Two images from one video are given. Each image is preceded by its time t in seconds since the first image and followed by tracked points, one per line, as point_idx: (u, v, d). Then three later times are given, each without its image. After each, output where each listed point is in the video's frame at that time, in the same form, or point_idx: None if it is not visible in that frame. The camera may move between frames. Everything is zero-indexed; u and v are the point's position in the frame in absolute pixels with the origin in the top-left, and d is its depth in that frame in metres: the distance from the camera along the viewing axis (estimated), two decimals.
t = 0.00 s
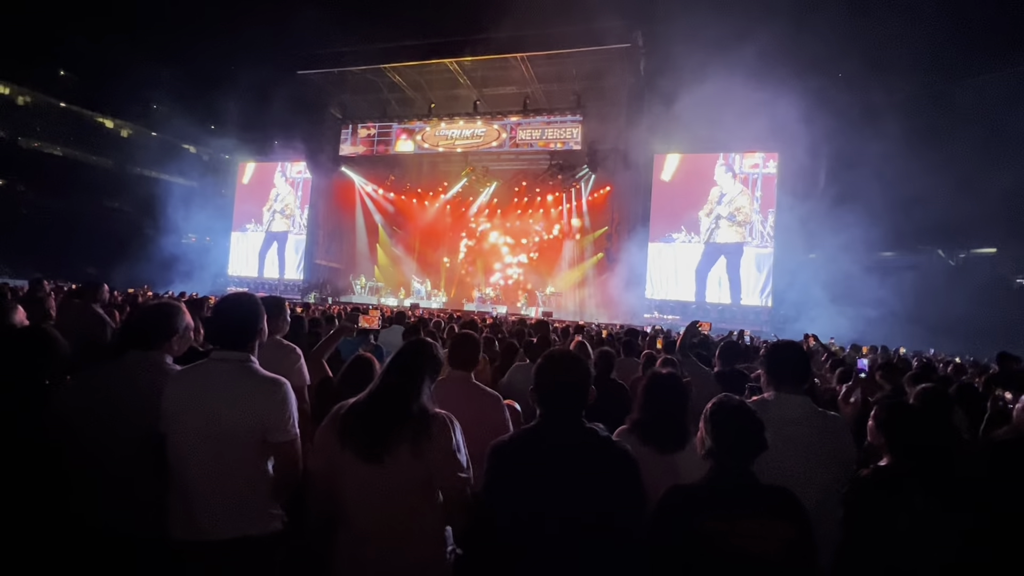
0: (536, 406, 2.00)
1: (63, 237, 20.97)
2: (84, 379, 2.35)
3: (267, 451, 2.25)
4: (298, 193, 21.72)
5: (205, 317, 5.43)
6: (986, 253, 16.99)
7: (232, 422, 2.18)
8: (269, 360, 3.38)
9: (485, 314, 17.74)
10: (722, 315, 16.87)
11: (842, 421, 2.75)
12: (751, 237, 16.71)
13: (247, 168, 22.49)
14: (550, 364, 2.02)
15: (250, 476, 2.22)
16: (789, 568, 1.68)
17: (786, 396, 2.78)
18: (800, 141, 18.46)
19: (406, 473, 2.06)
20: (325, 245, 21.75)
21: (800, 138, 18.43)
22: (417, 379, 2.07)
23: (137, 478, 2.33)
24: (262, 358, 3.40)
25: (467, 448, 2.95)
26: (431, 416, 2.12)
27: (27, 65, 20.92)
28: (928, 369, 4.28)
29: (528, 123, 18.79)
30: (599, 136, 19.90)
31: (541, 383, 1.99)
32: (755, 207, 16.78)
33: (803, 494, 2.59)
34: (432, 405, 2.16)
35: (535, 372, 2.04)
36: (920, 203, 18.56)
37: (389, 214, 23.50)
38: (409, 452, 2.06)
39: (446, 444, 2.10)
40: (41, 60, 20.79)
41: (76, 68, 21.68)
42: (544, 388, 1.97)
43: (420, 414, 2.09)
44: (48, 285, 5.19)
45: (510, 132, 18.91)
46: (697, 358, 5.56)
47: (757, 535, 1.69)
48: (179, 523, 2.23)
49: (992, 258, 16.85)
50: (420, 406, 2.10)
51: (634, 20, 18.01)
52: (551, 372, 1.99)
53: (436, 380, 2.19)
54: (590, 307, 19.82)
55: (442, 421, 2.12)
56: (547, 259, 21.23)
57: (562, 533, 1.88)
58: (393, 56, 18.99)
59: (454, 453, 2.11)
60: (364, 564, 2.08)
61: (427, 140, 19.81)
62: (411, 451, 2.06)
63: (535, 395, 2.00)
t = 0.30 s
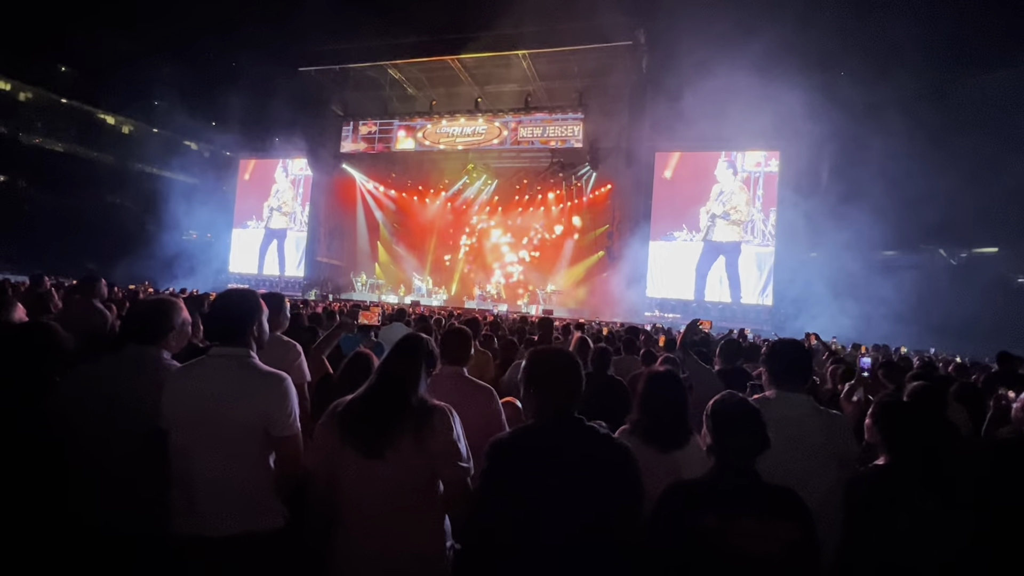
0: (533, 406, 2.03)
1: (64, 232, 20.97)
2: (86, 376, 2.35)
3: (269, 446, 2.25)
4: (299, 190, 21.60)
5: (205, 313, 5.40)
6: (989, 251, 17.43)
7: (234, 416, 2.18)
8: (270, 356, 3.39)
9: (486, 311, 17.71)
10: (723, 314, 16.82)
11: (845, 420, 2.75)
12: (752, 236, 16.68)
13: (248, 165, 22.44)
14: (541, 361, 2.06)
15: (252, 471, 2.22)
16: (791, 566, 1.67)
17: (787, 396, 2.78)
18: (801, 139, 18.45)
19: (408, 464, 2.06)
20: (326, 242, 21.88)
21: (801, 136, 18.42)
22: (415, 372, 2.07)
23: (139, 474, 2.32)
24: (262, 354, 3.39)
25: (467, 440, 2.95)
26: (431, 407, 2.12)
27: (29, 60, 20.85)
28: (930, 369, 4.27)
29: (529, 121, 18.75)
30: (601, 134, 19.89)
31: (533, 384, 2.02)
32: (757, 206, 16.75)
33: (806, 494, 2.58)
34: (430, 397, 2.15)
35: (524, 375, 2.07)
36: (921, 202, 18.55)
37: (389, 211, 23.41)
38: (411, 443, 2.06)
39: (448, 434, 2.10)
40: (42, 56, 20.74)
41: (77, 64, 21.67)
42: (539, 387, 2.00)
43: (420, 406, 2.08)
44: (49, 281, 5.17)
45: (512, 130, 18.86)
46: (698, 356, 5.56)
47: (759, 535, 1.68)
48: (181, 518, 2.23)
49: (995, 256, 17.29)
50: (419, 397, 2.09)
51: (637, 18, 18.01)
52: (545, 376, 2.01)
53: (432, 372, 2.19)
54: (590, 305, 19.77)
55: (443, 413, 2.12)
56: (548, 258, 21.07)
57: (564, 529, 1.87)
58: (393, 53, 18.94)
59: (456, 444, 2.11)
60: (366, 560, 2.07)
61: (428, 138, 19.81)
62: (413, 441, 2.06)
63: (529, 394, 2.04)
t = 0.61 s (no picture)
0: (519, 403, 2.04)
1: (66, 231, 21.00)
2: (87, 375, 2.36)
3: (272, 444, 2.25)
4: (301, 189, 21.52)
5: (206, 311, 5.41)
6: (991, 252, 17.09)
7: (238, 414, 2.19)
8: (271, 353, 3.40)
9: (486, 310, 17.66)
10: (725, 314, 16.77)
11: (844, 420, 2.76)
12: (753, 234, 16.66)
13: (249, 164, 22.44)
14: (527, 361, 2.06)
15: (255, 469, 2.23)
16: (793, 566, 1.67)
17: (789, 396, 2.77)
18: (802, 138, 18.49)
19: (409, 463, 2.06)
20: (327, 240, 22.31)
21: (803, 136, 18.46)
22: (417, 371, 2.08)
23: (144, 472, 2.33)
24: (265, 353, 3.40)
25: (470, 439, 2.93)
26: (432, 407, 2.13)
27: (31, 58, 20.83)
28: (931, 368, 4.26)
29: (531, 120, 18.76)
30: (602, 133, 19.91)
31: (519, 383, 2.03)
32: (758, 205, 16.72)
33: (809, 494, 2.58)
34: (432, 396, 2.16)
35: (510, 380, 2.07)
36: (923, 201, 18.55)
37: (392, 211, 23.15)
38: (413, 441, 2.06)
39: (448, 433, 2.12)
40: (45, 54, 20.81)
41: (80, 63, 21.74)
42: (523, 382, 2.02)
43: (422, 405, 2.09)
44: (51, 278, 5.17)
45: (513, 129, 18.86)
46: (700, 356, 5.58)
47: (760, 532, 1.68)
48: (184, 517, 2.24)
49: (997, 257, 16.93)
50: (421, 396, 2.10)
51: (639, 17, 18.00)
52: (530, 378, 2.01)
53: (433, 371, 2.20)
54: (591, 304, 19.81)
55: (443, 413, 2.13)
56: (550, 256, 20.73)
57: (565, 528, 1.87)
58: (395, 52, 18.96)
59: (455, 442, 2.13)
60: (365, 558, 2.07)
61: (430, 136, 19.83)
62: (414, 439, 2.06)
63: (515, 393, 2.05)
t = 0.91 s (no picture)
0: (504, 404, 2.05)
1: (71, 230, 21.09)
2: (90, 376, 2.36)
3: (274, 444, 2.25)
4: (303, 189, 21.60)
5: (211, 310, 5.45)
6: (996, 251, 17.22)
7: (241, 413, 2.19)
8: (275, 354, 3.42)
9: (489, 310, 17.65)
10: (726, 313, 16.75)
11: (847, 420, 2.76)
12: (756, 234, 16.66)
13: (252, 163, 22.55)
14: (502, 358, 2.09)
15: (256, 468, 2.22)
16: (797, 565, 1.67)
17: (791, 396, 2.77)
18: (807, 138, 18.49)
19: (408, 464, 2.06)
20: (330, 240, 22.34)
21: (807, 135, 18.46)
22: (418, 373, 2.08)
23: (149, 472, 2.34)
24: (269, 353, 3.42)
25: (466, 439, 3.02)
26: (433, 408, 2.13)
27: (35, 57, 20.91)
28: (934, 368, 4.28)
29: (533, 119, 18.85)
30: (606, 133, 19.92)
31: (497, 381, 2.05)
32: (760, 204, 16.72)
33: (811, 494, 2.57)
34: (434, 398, 2.16)
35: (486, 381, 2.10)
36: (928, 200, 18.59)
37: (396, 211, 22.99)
38: (412, 441, 2.06)
39: (447, 434, 2.11)
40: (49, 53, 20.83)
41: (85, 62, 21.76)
42: (499, 378, 2.05)
43: (423, 407, 2.09)
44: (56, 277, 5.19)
45: (516, 128, 18.94)
46: (702, 355, 5.61)
47: (763, 532, 1.68)
48: (187, 516, 2.24)
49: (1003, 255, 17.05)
50: (423, 397, 2.11)
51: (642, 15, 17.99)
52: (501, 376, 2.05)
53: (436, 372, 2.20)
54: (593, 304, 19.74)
55: (443, 415, 2.13)
56: (552, 255, 20.73)
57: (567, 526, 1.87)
58: (397, 51, 18.98)
59: (453, 444, 2.12)
60: (365, 557, 2.07)
61: (433, 135, 19.84)
62: (414, 440, 2.06)
63: (497, 396, 2.06)
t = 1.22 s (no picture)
0: (500, 402, 2.09)
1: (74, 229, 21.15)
2: (90, 375, 2.36)
3: (277, 443, 2.26)
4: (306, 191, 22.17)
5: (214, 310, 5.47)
6: (999, 250, 16.60)
7: (243, 412, 2.20)
8: (278, 354, 3.42)
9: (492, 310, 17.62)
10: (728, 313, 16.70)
11: (849, 420, 2.77)
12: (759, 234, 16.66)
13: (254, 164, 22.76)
14: (498, 358, 2.12)
15: (259, 468, 2.23)
16: (802, 566, 1.68)
17: (795, 395, 2.77)
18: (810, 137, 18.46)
19: (403, 467, 2.06)
20: (331, 239, 22.24)
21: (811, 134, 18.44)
22: (419, 374, 2.08)
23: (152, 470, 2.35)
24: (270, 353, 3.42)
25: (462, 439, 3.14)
26: (433, 410, 2.13)
27: (39, 57, 20.91)
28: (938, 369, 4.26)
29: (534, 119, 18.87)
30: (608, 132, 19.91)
31: (494, 382, 2.09)
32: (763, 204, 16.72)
33: (813, 494, 2.58)
34: (433, 400, 2.17)
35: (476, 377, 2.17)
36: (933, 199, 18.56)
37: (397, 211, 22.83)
38: (405, 444, 2.06)
39: (441, 439, 2.10)
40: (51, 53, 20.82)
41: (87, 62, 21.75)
42: (498, 379, 2.06)
43: (421, 409, 2.10)
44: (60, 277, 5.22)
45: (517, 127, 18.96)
46: (704, 355, 5.60)
47: (770, 533, 1.68)
48: (190, 514, 2.25)
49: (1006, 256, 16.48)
50: (424, 397, 2.12)
51: (644, 15, 18.02)
52: (497, 378, 2.08)
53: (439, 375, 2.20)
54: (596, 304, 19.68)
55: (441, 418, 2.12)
56: (554, 253, 20.56)
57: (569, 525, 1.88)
58: (399, 51, 18.99)
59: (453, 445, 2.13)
60: (367, 555, 2.07)
61: (435, 135, 19.83)
62: (409, 443, 2.06)
63: (492, 396, 2.10)
